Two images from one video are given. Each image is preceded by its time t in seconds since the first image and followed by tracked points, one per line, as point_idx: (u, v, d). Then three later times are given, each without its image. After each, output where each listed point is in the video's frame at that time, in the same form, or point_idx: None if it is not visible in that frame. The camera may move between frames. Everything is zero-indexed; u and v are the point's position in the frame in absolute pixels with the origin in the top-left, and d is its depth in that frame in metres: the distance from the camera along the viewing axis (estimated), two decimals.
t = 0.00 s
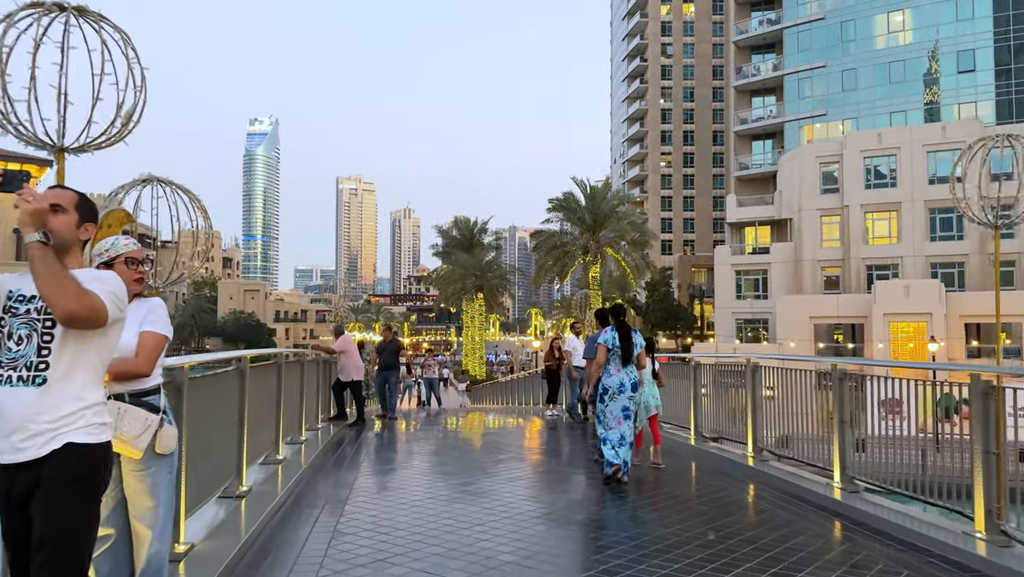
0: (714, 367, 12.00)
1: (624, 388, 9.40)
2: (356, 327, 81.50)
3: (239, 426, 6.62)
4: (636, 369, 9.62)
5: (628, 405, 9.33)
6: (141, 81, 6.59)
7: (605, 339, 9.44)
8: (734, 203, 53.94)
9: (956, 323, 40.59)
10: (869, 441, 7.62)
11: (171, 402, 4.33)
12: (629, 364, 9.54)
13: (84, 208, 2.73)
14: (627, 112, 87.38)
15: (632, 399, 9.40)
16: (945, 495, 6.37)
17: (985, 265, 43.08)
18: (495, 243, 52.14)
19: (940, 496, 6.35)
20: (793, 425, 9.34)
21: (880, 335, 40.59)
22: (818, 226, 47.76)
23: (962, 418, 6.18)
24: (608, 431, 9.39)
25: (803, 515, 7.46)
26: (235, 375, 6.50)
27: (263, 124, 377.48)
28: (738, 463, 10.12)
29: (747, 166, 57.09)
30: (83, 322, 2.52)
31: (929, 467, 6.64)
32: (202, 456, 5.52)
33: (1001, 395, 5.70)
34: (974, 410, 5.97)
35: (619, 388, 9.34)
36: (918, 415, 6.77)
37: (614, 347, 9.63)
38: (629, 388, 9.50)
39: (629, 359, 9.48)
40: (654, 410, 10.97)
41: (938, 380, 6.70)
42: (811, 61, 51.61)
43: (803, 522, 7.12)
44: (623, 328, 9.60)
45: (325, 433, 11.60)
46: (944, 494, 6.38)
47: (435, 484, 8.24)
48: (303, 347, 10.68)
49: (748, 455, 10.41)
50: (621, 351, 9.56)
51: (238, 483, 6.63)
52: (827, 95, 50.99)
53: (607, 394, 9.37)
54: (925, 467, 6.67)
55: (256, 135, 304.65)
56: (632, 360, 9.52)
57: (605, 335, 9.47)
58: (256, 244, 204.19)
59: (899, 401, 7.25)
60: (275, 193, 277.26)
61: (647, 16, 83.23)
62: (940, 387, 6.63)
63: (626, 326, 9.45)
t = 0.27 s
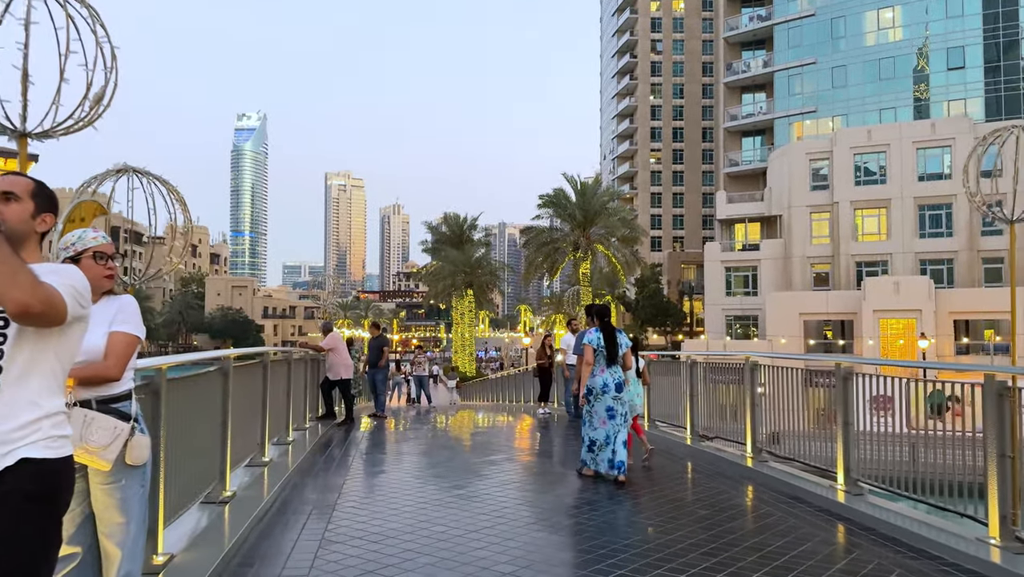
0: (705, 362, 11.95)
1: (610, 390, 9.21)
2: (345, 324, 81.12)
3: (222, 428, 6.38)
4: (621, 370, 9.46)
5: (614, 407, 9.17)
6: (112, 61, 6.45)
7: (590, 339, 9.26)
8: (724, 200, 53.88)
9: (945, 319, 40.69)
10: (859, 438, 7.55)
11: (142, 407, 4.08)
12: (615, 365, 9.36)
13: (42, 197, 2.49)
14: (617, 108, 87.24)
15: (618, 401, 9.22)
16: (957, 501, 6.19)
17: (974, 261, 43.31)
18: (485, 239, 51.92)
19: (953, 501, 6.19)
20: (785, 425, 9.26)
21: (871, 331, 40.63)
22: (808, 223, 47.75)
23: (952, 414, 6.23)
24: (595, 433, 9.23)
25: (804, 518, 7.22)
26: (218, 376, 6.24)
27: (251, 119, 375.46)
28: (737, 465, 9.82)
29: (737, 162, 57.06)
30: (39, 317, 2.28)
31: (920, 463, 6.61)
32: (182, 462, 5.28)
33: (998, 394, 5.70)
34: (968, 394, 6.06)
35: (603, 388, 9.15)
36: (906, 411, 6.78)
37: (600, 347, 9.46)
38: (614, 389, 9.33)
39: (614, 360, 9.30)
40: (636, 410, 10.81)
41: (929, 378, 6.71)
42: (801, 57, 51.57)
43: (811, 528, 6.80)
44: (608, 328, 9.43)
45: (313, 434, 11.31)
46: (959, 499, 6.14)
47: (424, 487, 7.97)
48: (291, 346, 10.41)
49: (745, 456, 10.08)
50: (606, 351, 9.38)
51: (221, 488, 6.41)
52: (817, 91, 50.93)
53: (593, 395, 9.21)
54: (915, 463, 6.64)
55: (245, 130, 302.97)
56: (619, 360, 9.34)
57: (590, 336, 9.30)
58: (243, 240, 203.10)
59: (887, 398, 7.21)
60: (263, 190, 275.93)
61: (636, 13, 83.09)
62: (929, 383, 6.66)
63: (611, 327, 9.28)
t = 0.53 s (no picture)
0: (694, 359, 11.76)
1: (591, 383, 9.27)
2: (333, 321, 80.63)
3: (206, 427, 6.13)
4: (605, 364, 9.49)
5: (596, 400, 9.19)
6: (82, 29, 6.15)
7: (570, 334, 9.36)
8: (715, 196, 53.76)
9: (935, 316, 40.72)
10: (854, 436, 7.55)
11: (110, 408, 3.81)
12: (597, 359, 9.39)
13: None
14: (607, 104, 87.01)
15: (600, 395, 9.24)
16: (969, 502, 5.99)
17: (963, 258, 43.27)
18: (475, 236, 51.67)
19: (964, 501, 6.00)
20: (778, 420, 9.09)
21: (861, 328, 40.61)
22: (797, 219, 47.72)
23: (941, 410, 6.30)
24: (580, 428, 9.22)
25: (809, 518, 6.95)
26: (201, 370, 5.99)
27: (239, 114, 373.06)
28: (736, 462, 9.48)
29: (728, 159, 56.99)
30: None
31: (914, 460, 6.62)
32: (161, 462, 5.07)
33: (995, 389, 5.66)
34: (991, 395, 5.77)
35: (587, 382, 9.21)
36: (896, 406, 6.85)
37: (582, 342, 9.50)
38: (596, 383, 9.35)
39: (597, 353, 9.40)
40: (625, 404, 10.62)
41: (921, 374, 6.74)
42: (792, 54, 51.47)
43: (823, 533, 6.49)
44: (591, 323, 9.47)
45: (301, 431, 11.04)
46: (976, 499, 5.91)
47: (414, 487, 7.68)
48: (279, 341, 10.16)
49: (745, 454, 9.72)
50: (587, 346, 9.44)
51: (206, 490, 6.19)
52: (807, 88, 50.87)
53: (575, 389, 9.24)
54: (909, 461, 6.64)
55: (232, 126, 300.91)
56: (600, 354, 9.39)
57: (570, 331, 9.36)
58: (232, 236, 201.91)
59: (879, 393, 7.18)
60: (251, 186, 274.56)
61: (626, 9, 82.88)
62: (919, 378, 6.69)
63: (593, 321, 9.33)
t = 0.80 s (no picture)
0: (684, 359, 11.64)
1: (581, 386, 9.15)
2: (319, 318, 80.04)
3: (186, 436, 5.85)
4: (594, 367, 9.35)
5: (585, 403, 9.07)
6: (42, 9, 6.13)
7: (558, 336, 9.18)
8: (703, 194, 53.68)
9: (922, 313, 40.84)
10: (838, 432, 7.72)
11: (79, 421, 3.54)
12: (586, 362, 9.27)
13: None
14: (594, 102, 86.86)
15: (589, 398, 9.13)
16: (971, 506, 5.81)
17: (950, 255, 43.41)
18: (462, 233, 51.37)
19: (968, 506, 5.81)
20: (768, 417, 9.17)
21: (848, 325, 40.62)
22: (785, 217, 47.69)
23: (929, 407, 6.29)
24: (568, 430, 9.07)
25: (815, 526, 6.69)
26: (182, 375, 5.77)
27: (224, 110, 370.55)
28: (737, 466, 9.15)
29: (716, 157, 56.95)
30: None
31: (900, 457, 6.69)
32: (140, 473, 4.85)
33: (997, 390, 5.62)
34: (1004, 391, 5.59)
35: (576, 384, 9.11)
36: (884, 405, 6.89)
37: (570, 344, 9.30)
38: (586, 386, 9.24)
39: (586, 356, 9.24)
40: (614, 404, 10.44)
41: (911, 374, 6.79)
42: (779, 52, 51.51)
43: (831, 542, 6.12)
44: (580, 324, 9.28)
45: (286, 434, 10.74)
46: (982, 502, 5.66)
47: (400, 494, 7.34)
48: (264, 342, 9.90)
49: (747, 458, 9.46)
50: (577, 348, 9.28)
51: (189, 499, 5.94)
52: (795, 86, 50.91)
53: (566, 391, 9.11)
54: (895, 458, 6.74)
55: (217, 122, 298.70)
56: (590, 357, 9.24)
57: (559, 333, 9.16)
58: (216, 233, 200.54)
59: (871, 393, 7.14)
60: (236, 183, 272.64)
61: (614, 6, 82.80)
62: (909, 377, 6.78)
63: (583, 323, 9.18)
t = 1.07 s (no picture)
0: (674, 357, 11.69)
1: (574, 382, 9.02)
2: (307, 316, 79.46)
3: (166, 438, 5.55)
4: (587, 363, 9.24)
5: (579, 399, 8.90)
6: None
7: (553, 331, 9.02)
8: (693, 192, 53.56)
9: (913, 312, 40.88)
10: (828, 430, 7.66)
11: (44, 430, 3.23)
12: (580, 358, 9.18)
13: None
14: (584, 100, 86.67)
15: (583, 394, 9.03)
16: (970, 505, 5.75)
17: (939, 254, 43.51)
18: (452, 231, 51.05)
19: (968, 506, 5.76)
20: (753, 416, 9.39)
21: (838, 323, 40.60)
22: (775, 215, 47.62)
23: (920, 407, 6.37)
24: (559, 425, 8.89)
25: (822, 529, 6.42)
26: (162, 375, 5.44)
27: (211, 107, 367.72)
28: (738, 468, 8.86)
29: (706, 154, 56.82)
30: None
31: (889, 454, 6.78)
32: (116, 479, 4.53)
33: (994, 388, 5.59)
34: (1003, 388, 5.54)
35: (570, 380, 8.99)
36: (872, 405, 6.92)
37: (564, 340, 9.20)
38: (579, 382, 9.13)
39: (579, 352, 9.15)
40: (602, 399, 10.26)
41: (898, 372, 6.75)
42: (770, 50, 51.46)
43: (842, 547, 5.82)
44: (573, 320, 9.20)
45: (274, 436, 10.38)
46: (984, 502, 5.57)
47: (391, 498, 7.00)
48: (251, 340, 9.54)
49: (749, 461, 9.10)
50: (571, 344, 9.14)
51: (170, 506, 5.66)
52: (785, 84, 50.89)
53: (558, 387, 8.98)
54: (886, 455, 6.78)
55: (204, 119, 296.77)
56: (582, 353, 9.13)
57: (554, 328, 9.02)
58: (203, 231, 199.22)
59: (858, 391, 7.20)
60: (223, 181, 270.96)
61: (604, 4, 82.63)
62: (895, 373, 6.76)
63: (577, 319, 9.06)
